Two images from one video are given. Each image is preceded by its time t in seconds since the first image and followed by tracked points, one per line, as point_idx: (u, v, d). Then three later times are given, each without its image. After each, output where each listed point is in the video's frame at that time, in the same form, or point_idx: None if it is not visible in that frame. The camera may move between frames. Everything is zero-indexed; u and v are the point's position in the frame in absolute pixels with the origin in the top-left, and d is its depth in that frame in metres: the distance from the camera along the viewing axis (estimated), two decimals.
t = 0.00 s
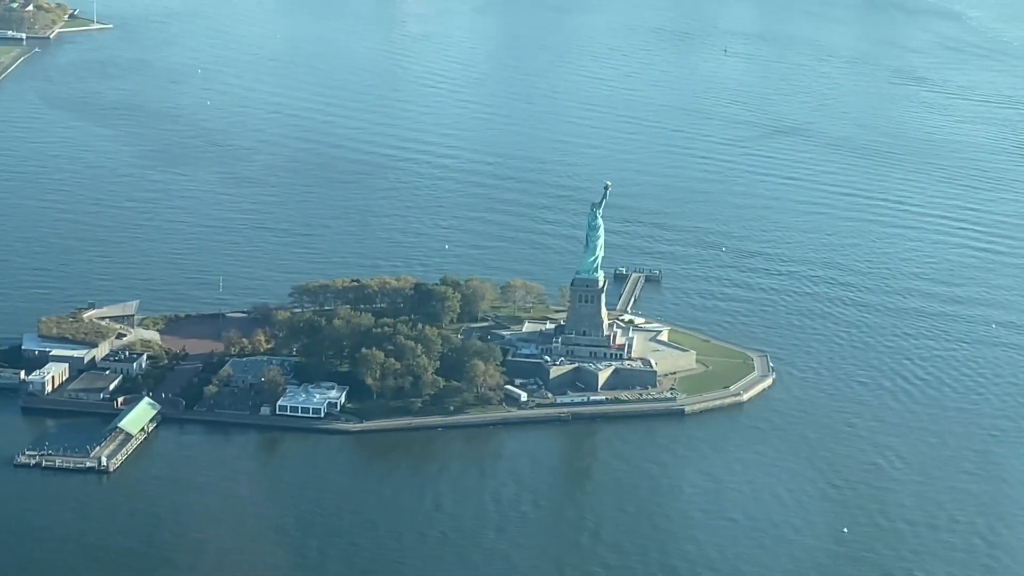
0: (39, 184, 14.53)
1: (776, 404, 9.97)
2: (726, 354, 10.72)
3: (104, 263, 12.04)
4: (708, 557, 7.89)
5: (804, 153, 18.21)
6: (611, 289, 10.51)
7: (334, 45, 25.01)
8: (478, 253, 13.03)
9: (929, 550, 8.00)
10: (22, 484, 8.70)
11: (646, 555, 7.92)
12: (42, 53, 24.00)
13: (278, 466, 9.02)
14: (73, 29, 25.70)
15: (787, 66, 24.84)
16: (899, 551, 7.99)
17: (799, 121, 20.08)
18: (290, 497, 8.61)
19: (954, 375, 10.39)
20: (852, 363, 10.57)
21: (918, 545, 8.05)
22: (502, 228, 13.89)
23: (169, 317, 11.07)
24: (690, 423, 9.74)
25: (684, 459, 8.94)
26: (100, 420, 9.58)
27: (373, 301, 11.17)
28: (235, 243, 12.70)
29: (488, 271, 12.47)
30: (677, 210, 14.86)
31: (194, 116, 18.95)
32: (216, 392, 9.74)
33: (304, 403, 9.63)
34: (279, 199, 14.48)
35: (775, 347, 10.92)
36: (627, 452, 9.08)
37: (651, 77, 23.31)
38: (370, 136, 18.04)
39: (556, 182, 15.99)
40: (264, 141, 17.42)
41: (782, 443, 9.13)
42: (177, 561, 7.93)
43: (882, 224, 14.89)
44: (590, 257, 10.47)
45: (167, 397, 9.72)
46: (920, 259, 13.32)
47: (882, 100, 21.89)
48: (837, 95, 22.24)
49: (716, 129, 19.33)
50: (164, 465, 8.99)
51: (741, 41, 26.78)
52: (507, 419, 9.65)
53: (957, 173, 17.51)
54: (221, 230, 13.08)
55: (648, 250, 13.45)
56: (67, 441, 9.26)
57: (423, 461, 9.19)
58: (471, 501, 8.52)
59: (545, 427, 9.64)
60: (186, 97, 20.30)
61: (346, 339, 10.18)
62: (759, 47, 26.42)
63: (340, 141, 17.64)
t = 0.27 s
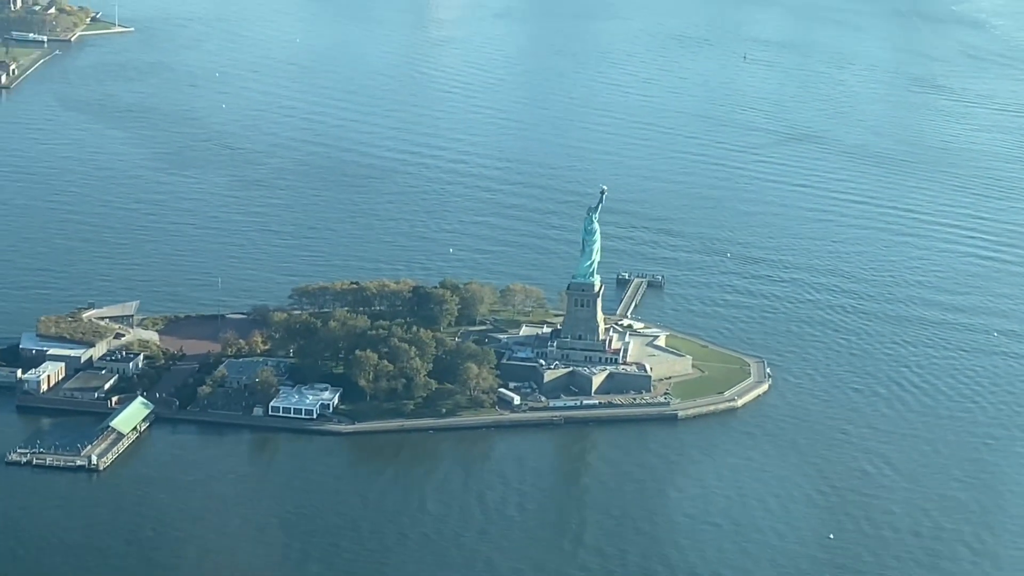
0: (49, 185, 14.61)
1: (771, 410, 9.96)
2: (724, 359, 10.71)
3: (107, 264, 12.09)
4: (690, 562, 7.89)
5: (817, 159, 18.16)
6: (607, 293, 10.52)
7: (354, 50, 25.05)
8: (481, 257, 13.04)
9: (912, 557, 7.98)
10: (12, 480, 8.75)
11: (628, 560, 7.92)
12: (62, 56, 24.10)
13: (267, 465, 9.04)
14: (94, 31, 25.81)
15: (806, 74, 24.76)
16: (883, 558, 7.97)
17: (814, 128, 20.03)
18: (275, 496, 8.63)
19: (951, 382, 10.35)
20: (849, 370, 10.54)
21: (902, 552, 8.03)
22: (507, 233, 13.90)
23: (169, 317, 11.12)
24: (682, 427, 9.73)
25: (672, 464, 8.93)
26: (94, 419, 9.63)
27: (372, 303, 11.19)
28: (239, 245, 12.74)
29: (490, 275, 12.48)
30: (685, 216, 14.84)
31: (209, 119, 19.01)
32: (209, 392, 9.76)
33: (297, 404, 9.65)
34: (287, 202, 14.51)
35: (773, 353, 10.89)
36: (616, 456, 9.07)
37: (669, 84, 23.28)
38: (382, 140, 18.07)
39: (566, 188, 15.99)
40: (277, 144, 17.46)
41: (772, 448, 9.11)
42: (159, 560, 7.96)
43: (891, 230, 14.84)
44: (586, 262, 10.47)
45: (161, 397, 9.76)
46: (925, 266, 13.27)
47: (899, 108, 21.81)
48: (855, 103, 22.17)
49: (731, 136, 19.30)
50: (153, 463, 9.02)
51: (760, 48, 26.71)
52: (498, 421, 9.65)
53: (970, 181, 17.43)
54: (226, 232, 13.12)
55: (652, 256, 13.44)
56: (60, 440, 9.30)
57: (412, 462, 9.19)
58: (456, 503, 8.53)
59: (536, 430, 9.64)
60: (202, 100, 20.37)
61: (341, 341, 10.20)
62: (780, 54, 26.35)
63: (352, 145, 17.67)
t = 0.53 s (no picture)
0: (61, 186, 14.68)
1: (767, 415, 9.93)
2: (723, 365, 10.68)
3: (112, 265, 12.14)
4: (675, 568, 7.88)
5: (832, 167, 18.11)
6: (605, 298, 10.51)
7: (375, 55, 25.10)
8: (487, 261, 13.05)
9: (898, 567, 7.96)
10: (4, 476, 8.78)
11: (613, 566, 7.92)
12: (84, 58, 24.22)
13: (258, 462, 9.05)
14: (118, 35, 25.91)
15: (827, 81, 24.71)
16: (869, 567, 7.95)
17: (831, 135, 19.98)
18: (265, 491, 8.64)
19: (950, 392, 10.31)
20: (847, 378, 10.50)
21: (889, 561, 8.00)
22: (515, 237, 13.90)
23: (171, 318, 11.16)
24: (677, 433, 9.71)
25: (663, 468, 8.91)
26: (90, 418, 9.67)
27: (374, 306, 11.22)
28: (245, 248, 12.78)
29: (494, 281, 12.48)
30: (695, 221, 14.81)
31: (226, 122, 19.07)
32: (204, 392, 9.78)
33: (291, 406, 9.65)
34: (296, 204, 14.55)
35: (773, 359, 10.86)
36: (607, 460, 9.05)
37: (689, 90, 23.25)
38: (397, 144, 18.10)
39: (577, 193, 15.98)
40: (291, 148, 17.51)
41: (763, 454, 9.08)
42: (141, 554, 7.97)
43: (901, 237, 14.78)
44: (585, 266, 10.47)
45: (157, 397, 9.78)
46: (933, 274, 13.22)
47: (919, 117, 21.74)
48: (875, 111, 22.10)
49: (747, 143, 19.26)
50: (145, 459, 9.04)
51: (782, 55, 26.64)
52: (492, 424, 9.64)
53: (985, 190, 17.36)
54: (233, 234, 13.16)
55: (659, 261, 13.42)
56: (55, 439, 9.34)
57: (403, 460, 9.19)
58: (444, 503, 8.52)
59: (530, 433, 9.63)
60: (221, 104, 20.42)
61: (338, 343, 10.22)
62: (803, 62, 26.28)
63: (366, 149, 17.69)
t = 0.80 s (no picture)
0: (75, 188, 14.75)
1: (765, 421, 9.89)
2: (724, 370, 10.65)
3: (120, 267, 12.19)
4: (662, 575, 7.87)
5: (850, 175, 18.06)
6: (606, 303, 10.49)
7: (398, 60, 25.14)
8: (495, 267, 13.05)
9: None
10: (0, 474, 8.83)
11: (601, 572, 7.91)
12: (108, 62, 24.33)
13: (253, 462, 9.07)
14: (145, 38, 26.04)
15: (850, 90, 24.63)
16: None
17: (851, 144, 19.91)
18: (257, 492, 8.66)
19: (951, 401, 10.26)
20: (849, 385, 10.46)
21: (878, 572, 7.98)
22: (525, 243, 13.90)
23: (176, 319, 11.20)
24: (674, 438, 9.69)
25: (656, 474, 8.89)
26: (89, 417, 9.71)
27: (378, 309, 11.23)
28: (253, 250, 12.82)
29: (501, 286, 12.49)
30: (706, 228, 14.78)
31: (245, 126, 19.14)
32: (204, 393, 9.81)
33: (289, 407, 9.67)
34: (308, 208, 14.58)
35: (775, 365, 10.83)
36: (601, 465, 9.04)
37: (711, 98, 23.21)
38: (414, 150, 18.13)
39: (591, 199, 15.97)
40: (308, 152, 17.55)
41: (759, 461, 9.05)
42: (130, 553, 8.00)
43: (914, 245, 14.72)
44: (586, 271, 10.45)
45: (156, 397, 9.82)
46: (942, 283, 13.16)
47: (941, 125, 21.65)
48: (897, 120, 22.02)
49: (765, 150, 19.22)
50: (141, 459, 9.08)
51: (806, 62, 26.58)
52: (489, 428, 9.63)
53: (1003, 200, 17.27)
54: (242, 237, 13.20)
55: (668, 268, 13.40)
56: (53, 438, 9.38)
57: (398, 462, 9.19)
58: (435, 506, 8.53)
59: (527, 438, 9.62)
60: (242, 108, 20.50)
61: (339, 346, 10.23)
62: (827, 70, 26.20)
63: (383, 154, 17.73)
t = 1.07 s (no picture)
0: (91, 191, 14.83)
1: (765, 428, 9.87)
2: (728, 376, 10.63)
3: (130, 269, 12.26)
4: None
5: (868, 184, 18.00)
6: (609, 308, 10.48)
7: (423, 66, 25.18)
8: (504, 272, 13.07)
9: None
10: None
11: None
12: (134, 66, 24.45)
13: (250, 464, 9.11)
14: (172, 43, 26.15)
15: (875, 99, 24.54)
16: None
17: (872, 152, 19.85)
18: (253, 493, 8.70)
19: (953, 411, 10.22)
20: (851, 393, 10.43)
21: None
22: (536, 248, 13.91)
23: (183, 321, 11.25)
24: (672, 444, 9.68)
25: (651, 484, 8.90)
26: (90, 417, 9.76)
27: (383, 313, 11.25)
28: (263, 254, 12.88)
29: (509, 291, 12.50)
30: (720, 235, 14.76)
31: (265, 130, 19.20)
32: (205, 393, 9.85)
33: (289, 409, 9.70)
34: (322, 212, 14.63)
35: (779, 372, 10.80)
36: (596, 473, 9.05)
37: (734, 106, 23.17)
38: (432, 155, 18.16)
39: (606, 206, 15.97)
40: (327, 157, 17.61)
41: (754, 470, 9.04)
42: (122, 553, 8.04)
43: (927, 254, 14.67)
44: (589, 276, 10.44)
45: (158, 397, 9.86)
46: (953, 292, 13.11)
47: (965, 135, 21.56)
48: (920, 129, 21.94)
49: (785, 159, 19.18)
50: (140, 459, 9.13)
51: (832, 71, 26.50)
52: (488, 432, 9.65)
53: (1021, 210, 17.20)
54: (253, 241, 13.26)
55: (679, 274, 13.38)
56: (53, 437, 9.44)
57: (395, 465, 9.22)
58: (428, 512, 8.56)
59: (526, 442, 9.63)
60: (264, 112, 20.57)
61: (342, 348, 10.25)
62: (853, 78, 26.11)
63: (401, 159, 17.77)
